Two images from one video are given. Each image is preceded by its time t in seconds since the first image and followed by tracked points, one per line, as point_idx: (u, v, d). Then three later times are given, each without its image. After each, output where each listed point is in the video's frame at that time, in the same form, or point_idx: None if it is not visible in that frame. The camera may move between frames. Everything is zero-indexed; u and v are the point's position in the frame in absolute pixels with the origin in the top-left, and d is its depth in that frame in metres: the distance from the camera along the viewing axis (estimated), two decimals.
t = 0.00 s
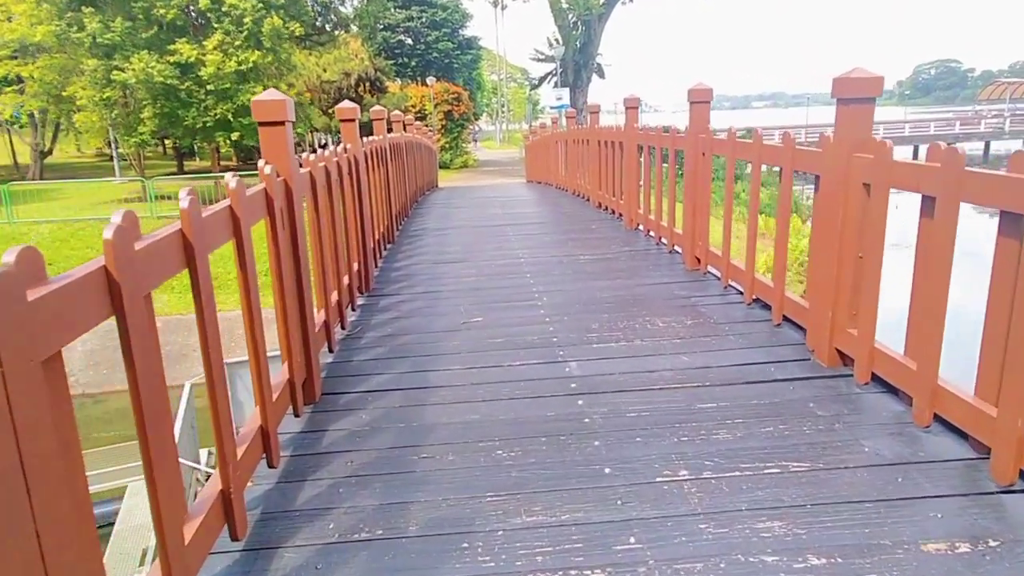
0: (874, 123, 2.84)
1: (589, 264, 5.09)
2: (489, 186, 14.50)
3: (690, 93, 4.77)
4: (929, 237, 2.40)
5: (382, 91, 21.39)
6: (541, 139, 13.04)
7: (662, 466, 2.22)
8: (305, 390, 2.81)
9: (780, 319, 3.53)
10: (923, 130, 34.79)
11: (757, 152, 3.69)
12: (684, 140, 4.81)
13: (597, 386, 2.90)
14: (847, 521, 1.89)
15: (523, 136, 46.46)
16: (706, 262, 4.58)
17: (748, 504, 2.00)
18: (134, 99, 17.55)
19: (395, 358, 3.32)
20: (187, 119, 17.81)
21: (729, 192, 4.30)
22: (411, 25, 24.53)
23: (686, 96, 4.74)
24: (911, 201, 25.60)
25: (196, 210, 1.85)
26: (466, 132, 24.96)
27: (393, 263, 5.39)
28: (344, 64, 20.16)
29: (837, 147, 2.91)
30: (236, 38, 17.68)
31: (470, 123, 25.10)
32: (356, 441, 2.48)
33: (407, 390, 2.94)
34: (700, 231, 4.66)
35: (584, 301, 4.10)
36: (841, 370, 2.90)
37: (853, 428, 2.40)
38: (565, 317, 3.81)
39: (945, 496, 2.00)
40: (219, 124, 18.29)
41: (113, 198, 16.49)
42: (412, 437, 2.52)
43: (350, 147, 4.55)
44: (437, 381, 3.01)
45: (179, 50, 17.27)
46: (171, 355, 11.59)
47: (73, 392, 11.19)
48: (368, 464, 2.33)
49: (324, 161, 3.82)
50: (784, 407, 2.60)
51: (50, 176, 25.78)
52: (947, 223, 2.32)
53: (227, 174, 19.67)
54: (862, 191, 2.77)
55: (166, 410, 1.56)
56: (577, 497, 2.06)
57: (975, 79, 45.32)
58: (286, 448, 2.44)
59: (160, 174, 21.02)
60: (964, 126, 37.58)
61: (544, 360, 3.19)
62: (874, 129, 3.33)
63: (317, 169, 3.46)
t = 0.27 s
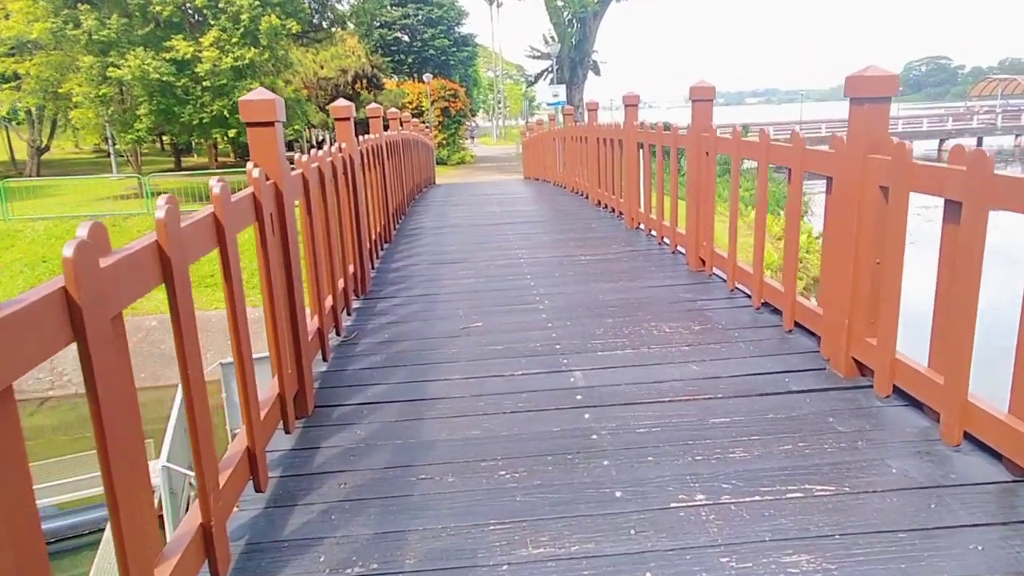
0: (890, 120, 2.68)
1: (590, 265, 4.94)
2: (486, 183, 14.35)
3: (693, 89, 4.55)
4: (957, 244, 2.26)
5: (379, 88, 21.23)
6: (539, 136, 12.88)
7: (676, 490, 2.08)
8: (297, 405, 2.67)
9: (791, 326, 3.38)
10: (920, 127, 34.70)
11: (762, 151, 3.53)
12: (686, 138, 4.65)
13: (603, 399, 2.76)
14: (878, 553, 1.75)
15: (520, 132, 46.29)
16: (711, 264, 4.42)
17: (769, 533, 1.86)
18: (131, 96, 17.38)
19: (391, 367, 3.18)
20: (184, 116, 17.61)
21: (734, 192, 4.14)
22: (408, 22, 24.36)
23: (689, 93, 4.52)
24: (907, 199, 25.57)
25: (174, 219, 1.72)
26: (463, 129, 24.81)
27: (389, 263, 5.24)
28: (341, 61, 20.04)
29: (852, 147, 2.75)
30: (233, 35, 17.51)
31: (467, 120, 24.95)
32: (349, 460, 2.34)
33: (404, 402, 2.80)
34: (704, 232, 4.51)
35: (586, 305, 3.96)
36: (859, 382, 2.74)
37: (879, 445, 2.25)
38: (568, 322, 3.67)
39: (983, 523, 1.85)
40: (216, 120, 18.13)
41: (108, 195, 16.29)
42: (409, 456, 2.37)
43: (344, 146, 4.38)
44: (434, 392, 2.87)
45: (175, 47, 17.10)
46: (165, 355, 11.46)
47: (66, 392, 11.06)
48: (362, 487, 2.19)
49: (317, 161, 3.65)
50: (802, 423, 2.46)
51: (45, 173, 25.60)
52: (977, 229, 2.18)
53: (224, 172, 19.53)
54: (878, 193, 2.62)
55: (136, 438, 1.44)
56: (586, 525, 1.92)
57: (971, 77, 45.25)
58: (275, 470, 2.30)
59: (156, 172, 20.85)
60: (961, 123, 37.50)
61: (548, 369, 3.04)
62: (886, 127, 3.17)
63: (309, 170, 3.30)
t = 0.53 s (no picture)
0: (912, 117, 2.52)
1: (592, 267, 4.80)
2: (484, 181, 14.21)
3: (697, 85, 4.39)
4: (991, 253, 2.10)
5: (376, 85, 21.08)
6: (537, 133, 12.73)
7: (693, 516, 1.94)
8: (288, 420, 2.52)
9: (803, 334, 3.22)
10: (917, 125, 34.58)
11: (769, 152, 3.36)
12: (690, 136, 4.49)
13: (611, 413, 2.62)
14: None
15: (517, 129, 46.17)
16: (718, 267, 4.26)
17: (796, 566, 1.72)
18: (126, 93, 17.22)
19: (387, 376, 3.03)
20: (179, 113, 17.42)
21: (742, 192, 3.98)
22: (405, 19, 24.20)
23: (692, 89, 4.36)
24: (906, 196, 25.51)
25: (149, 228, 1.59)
26: (460, 127, 24.67)
27: (386, 265, 5.10)
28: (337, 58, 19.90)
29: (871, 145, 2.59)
30: (229, 32, 17.36)
31: (464, 117, 24.80)
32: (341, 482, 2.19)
33: (401, 416, 2.65)
34: (709, 232, 4.36)
35: (590, 310, 3.82)
36: (881, 394, 2.58)
37: (907, 466, 2.11)
38: (572, 328, 3.52)
39: None
40: (211, 118, 17.98)
41: (103, 192, 16.12)
42: (405, 476, 2.23)
43: (338, 145, 4.22)
44: (433, 405, 2.72)
45: (170, 43, 16.96)
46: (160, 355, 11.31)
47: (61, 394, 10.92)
48: (355, 513, 2.05)
49: (310, 161, 3.49)
50: (824, 440, 2.31)
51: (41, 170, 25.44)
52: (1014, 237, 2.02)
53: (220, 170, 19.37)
54: (899, 196, 2.46)
55: (102, 470, 1.32)
56: (598, 557, 1.78)
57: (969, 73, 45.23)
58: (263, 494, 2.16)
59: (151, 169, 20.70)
60: (959, 121, 37.39)
61: (553, 380, 2.90)
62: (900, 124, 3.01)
63: (301, 171, 3.14)
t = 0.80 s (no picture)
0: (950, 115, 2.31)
1: (595, 270, 4.63)
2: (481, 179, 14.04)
3: (706, 79, 4.20)
4: None
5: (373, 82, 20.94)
6: (535, 130, 12.54)
7: (722, 557, 1.76)
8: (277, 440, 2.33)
9: (824, 346, 3.02)
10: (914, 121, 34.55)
11: (784, 151, 3.15)
12: (700, 133, 4.28)
13: (623, 434, 2.44)
14: None
15: (514, 127, 46.04)
16: (731, 271, 4.07)
17: None
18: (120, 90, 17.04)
19: (382, 390, 2.85)
20: (173, 110, 17.13)
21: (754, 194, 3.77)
22: (402, 15, 24.03)
23: (702, 84, 4.16)
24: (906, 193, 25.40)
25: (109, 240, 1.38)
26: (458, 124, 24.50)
27: (382, 268, 4.91)
28: (333, 54, 19.75)
29: (901, 145, 2.37)
30: (224, 28, 17.17)
31: (462, 113, 24.62)
32: (330, 516, 2.02)
33: (398, 435, 2.47)
34: (719, 234, 4.17)
35: (596, 318, 3.64)
36: (914, 414, 2.40)
37: (952, 499, 1.92)
38: (578, 338, 3.34)
39: None
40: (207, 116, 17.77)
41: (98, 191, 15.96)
42: (403, 508, 2.05)
43: (330, 144, 3.99)
44: (431, 423, 2.54)
45: (165, 40, 16.79)
46: (155, 357, 11.13)
47: (54, 398, 10.75)
48: (347, 550, 1.87)
49: (300, 161, 3.27)
50: (856, 467, 2.14)
51: (37, 169, 25.27)
52: None
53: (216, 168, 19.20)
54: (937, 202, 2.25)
55: (39, 529, 1.12)
56: None
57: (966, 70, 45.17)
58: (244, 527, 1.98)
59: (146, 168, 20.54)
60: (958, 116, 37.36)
61: (560, 396, 2.72)
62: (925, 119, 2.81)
63: (290, 172, 2.92)
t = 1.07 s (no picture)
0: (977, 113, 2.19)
1: (598, 272, 4.53)
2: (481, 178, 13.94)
3: (712, 76, 4.07)
4: None
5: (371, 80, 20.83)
6: (535, 128, 12.44)
7: None
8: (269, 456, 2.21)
9: (838, 354, 2.92)
10: (914, 118, 34.46)
11: (799, 152, 3.01)
12: (706, 132, 4.13)
13: (632, 447, 2.34)
14: None
15: (513, 126, 45.88)
16: (739, 275, 3.96)
17: None
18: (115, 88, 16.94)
19: (381, 401, 2.74)
20: (169, 109, 16.95)
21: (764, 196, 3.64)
22: (400, 13, 23.92)
23: (708, 80, 4.03)
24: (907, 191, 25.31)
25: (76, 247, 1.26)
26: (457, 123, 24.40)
27: (381, 271, 4.80)
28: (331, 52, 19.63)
29: (924, 145, 2.26)
30: (221, 26, 17.06)
31: (460, 112, 24.53)
32: (327, 538, 1.92)
33: (398, 448, 2.37)
34: (727, 234, 4.05)
35: (600, 322, 3.53)
36: (936, 428, 2.31)
37: (982, 522, 1.83)
38: (583, 344, 3.23)
39: None
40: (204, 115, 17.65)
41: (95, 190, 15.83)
42: (402, 529, 1.95)
43: (326, 144, 3.86)
44: (432, 436, 2.44)
45: (161, 37, 16.68)
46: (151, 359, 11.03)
47: (50, 400, 10.64)
48: None
49: (294, 163, 3.15)
50: (879, 485, 2.05)
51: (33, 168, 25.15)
52: None
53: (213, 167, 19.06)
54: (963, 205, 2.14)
55: None
56: None
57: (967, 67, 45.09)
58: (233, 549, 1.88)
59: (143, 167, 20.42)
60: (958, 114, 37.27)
61: (565, 407, 2.61)
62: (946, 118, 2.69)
63: (284, 173, 2.80)
